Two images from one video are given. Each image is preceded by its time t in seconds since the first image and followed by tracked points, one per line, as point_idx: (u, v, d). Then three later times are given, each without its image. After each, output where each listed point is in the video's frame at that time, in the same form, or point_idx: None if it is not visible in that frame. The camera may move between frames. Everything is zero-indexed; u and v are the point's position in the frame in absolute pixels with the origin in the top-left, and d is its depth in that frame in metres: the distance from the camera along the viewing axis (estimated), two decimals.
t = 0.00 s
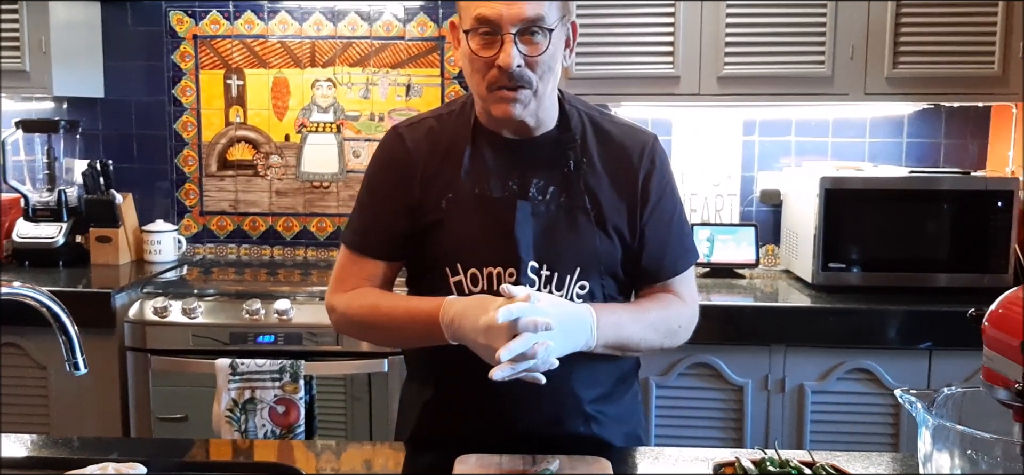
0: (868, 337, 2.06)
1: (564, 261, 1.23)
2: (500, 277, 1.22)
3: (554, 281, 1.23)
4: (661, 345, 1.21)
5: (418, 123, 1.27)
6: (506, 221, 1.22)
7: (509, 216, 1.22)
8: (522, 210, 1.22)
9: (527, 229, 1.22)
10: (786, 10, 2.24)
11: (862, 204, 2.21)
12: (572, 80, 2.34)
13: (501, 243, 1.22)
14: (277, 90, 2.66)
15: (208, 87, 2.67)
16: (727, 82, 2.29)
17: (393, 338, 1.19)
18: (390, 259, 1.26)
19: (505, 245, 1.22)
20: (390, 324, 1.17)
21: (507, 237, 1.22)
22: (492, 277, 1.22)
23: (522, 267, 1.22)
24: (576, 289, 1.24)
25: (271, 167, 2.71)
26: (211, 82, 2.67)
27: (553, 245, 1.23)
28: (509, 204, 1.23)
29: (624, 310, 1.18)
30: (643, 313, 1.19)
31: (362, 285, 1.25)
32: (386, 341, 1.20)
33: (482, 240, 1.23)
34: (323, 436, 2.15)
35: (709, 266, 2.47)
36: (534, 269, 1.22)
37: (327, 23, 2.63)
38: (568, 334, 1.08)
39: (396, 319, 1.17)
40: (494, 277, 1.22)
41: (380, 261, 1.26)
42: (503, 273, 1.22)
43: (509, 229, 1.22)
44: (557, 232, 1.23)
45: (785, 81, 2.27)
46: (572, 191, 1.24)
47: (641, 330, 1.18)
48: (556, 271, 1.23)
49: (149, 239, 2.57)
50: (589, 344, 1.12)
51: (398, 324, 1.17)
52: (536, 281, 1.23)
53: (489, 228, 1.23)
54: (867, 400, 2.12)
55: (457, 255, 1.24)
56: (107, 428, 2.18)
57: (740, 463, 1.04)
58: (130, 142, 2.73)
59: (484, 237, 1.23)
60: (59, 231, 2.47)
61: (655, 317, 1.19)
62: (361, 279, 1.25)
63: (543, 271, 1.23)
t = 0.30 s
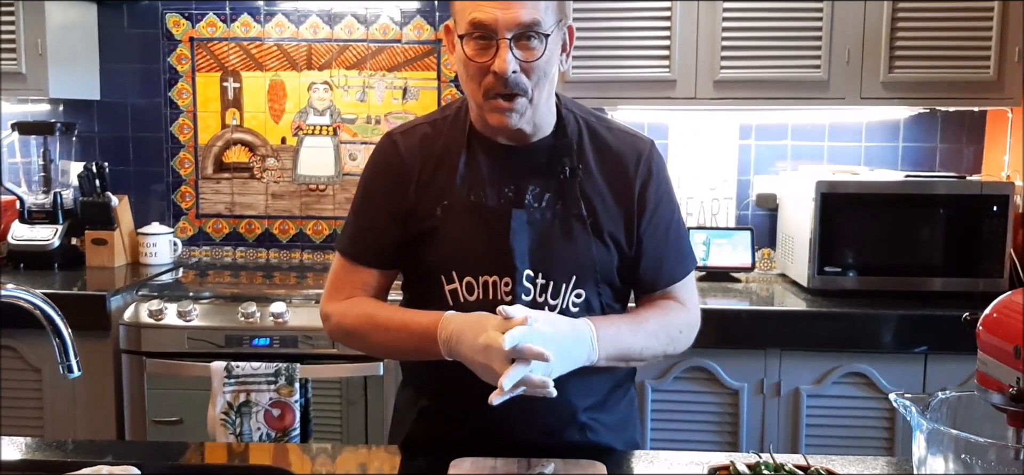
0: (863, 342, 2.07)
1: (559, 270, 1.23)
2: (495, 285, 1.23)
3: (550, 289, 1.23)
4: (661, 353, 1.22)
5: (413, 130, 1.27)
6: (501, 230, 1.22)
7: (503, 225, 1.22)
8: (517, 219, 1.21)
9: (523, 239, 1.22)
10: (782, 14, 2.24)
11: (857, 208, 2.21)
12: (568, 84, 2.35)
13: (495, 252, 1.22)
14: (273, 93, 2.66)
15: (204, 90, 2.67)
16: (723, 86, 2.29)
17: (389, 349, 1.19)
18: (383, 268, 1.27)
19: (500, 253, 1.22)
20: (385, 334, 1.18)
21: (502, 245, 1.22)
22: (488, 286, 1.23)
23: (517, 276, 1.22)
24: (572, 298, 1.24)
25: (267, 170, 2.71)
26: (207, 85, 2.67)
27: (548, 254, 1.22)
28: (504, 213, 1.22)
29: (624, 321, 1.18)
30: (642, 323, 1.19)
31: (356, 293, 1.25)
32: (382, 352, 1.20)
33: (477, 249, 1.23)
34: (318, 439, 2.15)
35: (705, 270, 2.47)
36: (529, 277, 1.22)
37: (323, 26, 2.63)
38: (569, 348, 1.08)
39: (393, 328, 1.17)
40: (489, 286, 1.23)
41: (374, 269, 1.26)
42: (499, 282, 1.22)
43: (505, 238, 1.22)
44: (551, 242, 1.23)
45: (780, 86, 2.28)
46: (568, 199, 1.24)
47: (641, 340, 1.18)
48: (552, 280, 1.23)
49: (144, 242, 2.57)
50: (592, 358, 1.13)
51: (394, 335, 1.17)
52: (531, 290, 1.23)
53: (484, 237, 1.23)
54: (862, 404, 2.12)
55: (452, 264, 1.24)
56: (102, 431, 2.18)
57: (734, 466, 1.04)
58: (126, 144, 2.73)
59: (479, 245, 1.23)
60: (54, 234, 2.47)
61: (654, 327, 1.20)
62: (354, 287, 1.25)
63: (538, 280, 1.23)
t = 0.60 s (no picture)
0: (860, 343, 2.07)
1: (557, 272, 1.22)
2: (494, 288, 1.22)
3: (547, 293, 1.23)
4: (669, 355, 1.23)
5: (411, 131, 1.27)
6: (499, 233, 1.22)
7: (501, 228, 1.22)
8: (515, 221, 1.21)
9: (521, 242, 1.21)
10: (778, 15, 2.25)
11: (853, 210, 2.21)
12: (565, 85, 2.35)
13: (493, 254, 1.22)
14: (270, 95, 2.66)
15: (201, 91, 2.67)
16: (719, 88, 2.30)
17: (384, 354, 1.17)
18: (380, 270, 1.27)
19: (498, 256, 1.22)
20: (382, 337, 1.16)
21: (501, 248, 1.21)
22: (486, 289, 1.22)
23: (515, 279, 1.21)
24: (570, 301, 1.24)
25: (264, 172, 2.70)
26: (203, 86, 2.67)
27: (547, 258, 1.22)
28: (502, 215, 1.22)
29: (631, 326, 1.19)
30: (649, 327, 1.20)
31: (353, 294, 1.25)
32: (378, 357, 1.18)
33: (474, 251, 1.22)
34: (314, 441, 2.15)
35: (702, 271, 2.47)
36: (527, 281, 1.22)
37: (320, 27, 2.63)
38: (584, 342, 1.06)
39: (388, 333, 1.15)
40: (487, 288, 1.23)
41: (369, 270, 1.26)
42: (497, 285, 1.22)
43: (503, 240, 1.21)
44: (550, 244, 1.22)
45: (777, 88, 2.31)
46: (566, 201, 1.24)
47: (651, 343, 1.19)
48: (550, 283, 1.22)
49: (140, 243, 2.57)
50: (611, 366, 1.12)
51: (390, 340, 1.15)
52: (529, 293, 1.22)
53: (482, 239, 1.22)
54: (859, 405, 2.13)
55: (450, 266, 1.24)
56: (98, 434, 2.17)
57: (730, 468, 1.05)
58: (122, 146, 2.72)
59: (477, 248, 1.22)
60: (49, 235, 2.46)
61: (662, 330, 1.21)
62: (348, 287, 1.25)
63: (536, 283, 1.22)
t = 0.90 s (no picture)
0: (858, 344, 2.07)
1: (556, 272, 1.22)
2: (494, 288, 1.22)
3: (547, 292, 1.23)
4: (667, 361, 1.24)
5: (411, 132, 1.27)
6: (498, 233, 1.22)
7: (501, 228, 1.22)
8: (514, 222, 1.22)
9: (520, 242, 1.22)
10: (775, 18, 2.25)
11: (851, 211, 2.22)
12: (563, 87, 2.35)
13: (493, 254, 1.22)
14: (267, 97, 2.66)
15: (198, 93, 2.67)
16: (717, 90, 2.30)
17: (388, 365, 1.16)
18: (378, 271, 1.27)
19: (498, 255, 1.22)
20: (386, 347, 1.16)
21: (500, 248, 1.21)
22: (485, 288, 1.22)
23: (515, 279, 1.22)
24: (569, 301, 1.24)
25: (261, 173, 2.70)
26: (200, 88, 2.67)
27: (547, 258, 1.22)
28: (501, 215, 1.22)
29: (635, 335, 1.19)
30: (653, 336, 1.21)
31: (354, 299, 1.25)
32: (383, 368, 1.18)
33: (474, 252, 1.22)
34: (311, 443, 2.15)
35: (699, 273, 2.47)
36: (526, 280, 1.22)
37: (317, 29, 2.63)
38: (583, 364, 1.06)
39: (394, 343, 1.15)
40: (487, 288, 1.23)
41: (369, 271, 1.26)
42: (496, 285, 1.22)
43: (502, 241, 1.21)
44: (550, 245, 1.23)
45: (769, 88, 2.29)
46: (566, 202, 1.24)
47: (653, 354, 1.20)
48: (549, 283, 1.22)
49: (137, 245, 2.56)
50: (616, 379, 1.13)
51: (395, 351, 1.15)
52: (528, 293, 1.23)
53: (481, 240, 1.22)
54: (857, 407, 2.13)
55: (449, 266, 1.23)
56: (95, 436, 2.17)
57: (728, 470, 1.05)
58: (119, 147, 2.72)
59: (477, 248, 1.22)
60: (47, 237, 2.46)
61: (663, 338, 1.21)
62: (349, 290, 1.25)
63: (535, 283, 1.22)
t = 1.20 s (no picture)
0: (857, 345, 2.07)
1: (555, 267, 1.23)
2: (493, 283, 1.22)
3: (546, 287, 1.23)
4: (658, 362, 1.23)
5: (412, 132, 1.27)
6: (497, 229, 1.22)
7: (501, 225, 1.22)
8: (513, 218, 1.22)
9: (520, 239, 1.22)
10: (773, 18, 2.25)
11: (850, 212, 2.22)
12: (562, 87, 2.34)
13: (492, 250, 1.22)
14: (266, 97, 2.66)
15: (197, 94, 2.67)
16: (716, 90, 2.30)
17: (395, 366, 1.16)
18: (380, 270, 1.27)
19: (498, 251, 1.22)
20: (391, 348, 1.15)
21: (500, 244, 1.22)
22: (485, 283, 1.22)
23: (514, 274, 1.22)
24: (568, 296, 1.24)
25: (260, 174, 2.70)
26: (199, 89, 2.67)
27: (546, 254, 1.22)
28: (500, 211, 1.22)
29: (627, 336, 1.19)
30: (645, 337, 1.20)
31: (359, 300, 1.25)
32: (390, 369, 1.17)
33: (474, 248, 1.22)
34: (310, 443, 2.14)
35: (699, 273, 2.47)
36: (525, 275, 1.22)
37: (316, 29, 2.63)
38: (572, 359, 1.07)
39: (398, 344, 1.15)
40: (487, 283, 1.22)
41: (371, 271, 1.26)
42: (495, 279, 1.22)
43: (502, 237, 1.22)
44: (549, 242, 1.23)
45: (769, 89, 2.29)
46: (564, 198, 1.24)
47: (644, 355, 1.20)
48: (548, 278, 1.23)
49: (136, 246, 2.56)
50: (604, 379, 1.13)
51: (400, 351, 1.15)
52: (528, 287, 1.22)
53: (481, 236, 1.23)
54: (856, 407, 2.13)
55: (448, 262, 1.23)
56: (94, 436, 2.17)
57: (728, 470, 1.05)
58: (118, 148, 2.72)
59: (477, 245, 1.23)
60: (46, 238, 2.46)
61: (655, 340, 1.21)
62: (352, 289, 1.25)
63: (534, 278, 1.22)
